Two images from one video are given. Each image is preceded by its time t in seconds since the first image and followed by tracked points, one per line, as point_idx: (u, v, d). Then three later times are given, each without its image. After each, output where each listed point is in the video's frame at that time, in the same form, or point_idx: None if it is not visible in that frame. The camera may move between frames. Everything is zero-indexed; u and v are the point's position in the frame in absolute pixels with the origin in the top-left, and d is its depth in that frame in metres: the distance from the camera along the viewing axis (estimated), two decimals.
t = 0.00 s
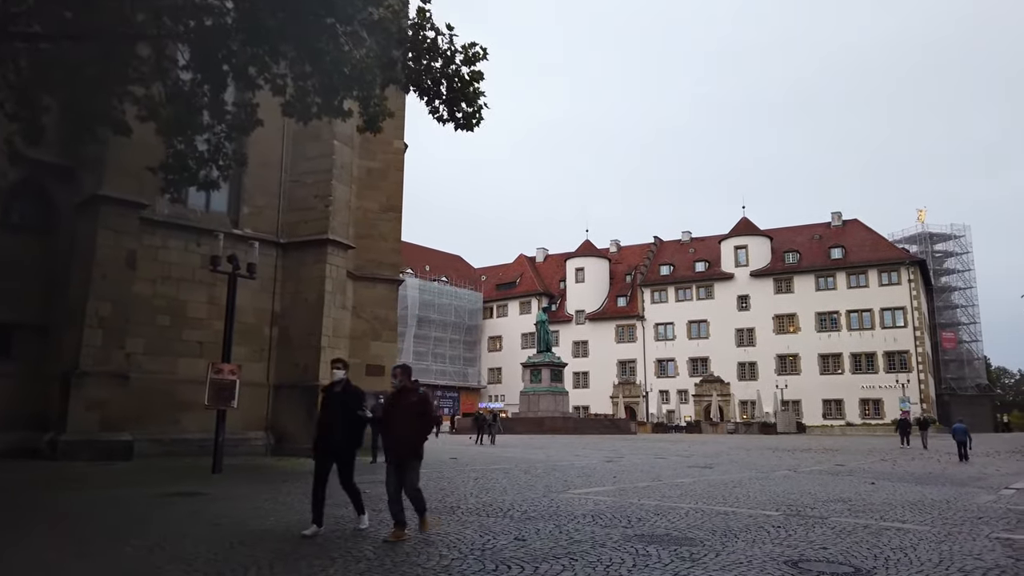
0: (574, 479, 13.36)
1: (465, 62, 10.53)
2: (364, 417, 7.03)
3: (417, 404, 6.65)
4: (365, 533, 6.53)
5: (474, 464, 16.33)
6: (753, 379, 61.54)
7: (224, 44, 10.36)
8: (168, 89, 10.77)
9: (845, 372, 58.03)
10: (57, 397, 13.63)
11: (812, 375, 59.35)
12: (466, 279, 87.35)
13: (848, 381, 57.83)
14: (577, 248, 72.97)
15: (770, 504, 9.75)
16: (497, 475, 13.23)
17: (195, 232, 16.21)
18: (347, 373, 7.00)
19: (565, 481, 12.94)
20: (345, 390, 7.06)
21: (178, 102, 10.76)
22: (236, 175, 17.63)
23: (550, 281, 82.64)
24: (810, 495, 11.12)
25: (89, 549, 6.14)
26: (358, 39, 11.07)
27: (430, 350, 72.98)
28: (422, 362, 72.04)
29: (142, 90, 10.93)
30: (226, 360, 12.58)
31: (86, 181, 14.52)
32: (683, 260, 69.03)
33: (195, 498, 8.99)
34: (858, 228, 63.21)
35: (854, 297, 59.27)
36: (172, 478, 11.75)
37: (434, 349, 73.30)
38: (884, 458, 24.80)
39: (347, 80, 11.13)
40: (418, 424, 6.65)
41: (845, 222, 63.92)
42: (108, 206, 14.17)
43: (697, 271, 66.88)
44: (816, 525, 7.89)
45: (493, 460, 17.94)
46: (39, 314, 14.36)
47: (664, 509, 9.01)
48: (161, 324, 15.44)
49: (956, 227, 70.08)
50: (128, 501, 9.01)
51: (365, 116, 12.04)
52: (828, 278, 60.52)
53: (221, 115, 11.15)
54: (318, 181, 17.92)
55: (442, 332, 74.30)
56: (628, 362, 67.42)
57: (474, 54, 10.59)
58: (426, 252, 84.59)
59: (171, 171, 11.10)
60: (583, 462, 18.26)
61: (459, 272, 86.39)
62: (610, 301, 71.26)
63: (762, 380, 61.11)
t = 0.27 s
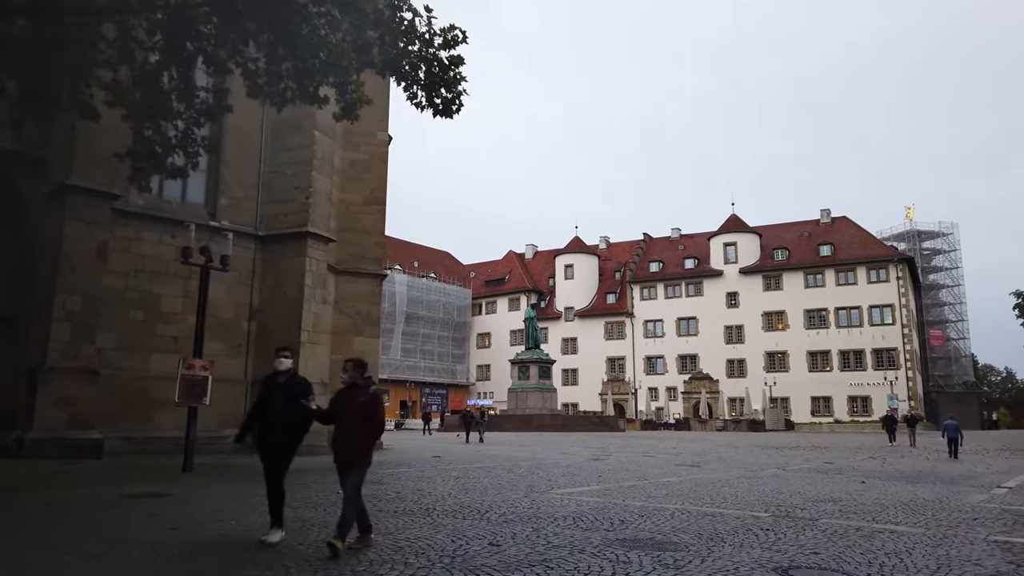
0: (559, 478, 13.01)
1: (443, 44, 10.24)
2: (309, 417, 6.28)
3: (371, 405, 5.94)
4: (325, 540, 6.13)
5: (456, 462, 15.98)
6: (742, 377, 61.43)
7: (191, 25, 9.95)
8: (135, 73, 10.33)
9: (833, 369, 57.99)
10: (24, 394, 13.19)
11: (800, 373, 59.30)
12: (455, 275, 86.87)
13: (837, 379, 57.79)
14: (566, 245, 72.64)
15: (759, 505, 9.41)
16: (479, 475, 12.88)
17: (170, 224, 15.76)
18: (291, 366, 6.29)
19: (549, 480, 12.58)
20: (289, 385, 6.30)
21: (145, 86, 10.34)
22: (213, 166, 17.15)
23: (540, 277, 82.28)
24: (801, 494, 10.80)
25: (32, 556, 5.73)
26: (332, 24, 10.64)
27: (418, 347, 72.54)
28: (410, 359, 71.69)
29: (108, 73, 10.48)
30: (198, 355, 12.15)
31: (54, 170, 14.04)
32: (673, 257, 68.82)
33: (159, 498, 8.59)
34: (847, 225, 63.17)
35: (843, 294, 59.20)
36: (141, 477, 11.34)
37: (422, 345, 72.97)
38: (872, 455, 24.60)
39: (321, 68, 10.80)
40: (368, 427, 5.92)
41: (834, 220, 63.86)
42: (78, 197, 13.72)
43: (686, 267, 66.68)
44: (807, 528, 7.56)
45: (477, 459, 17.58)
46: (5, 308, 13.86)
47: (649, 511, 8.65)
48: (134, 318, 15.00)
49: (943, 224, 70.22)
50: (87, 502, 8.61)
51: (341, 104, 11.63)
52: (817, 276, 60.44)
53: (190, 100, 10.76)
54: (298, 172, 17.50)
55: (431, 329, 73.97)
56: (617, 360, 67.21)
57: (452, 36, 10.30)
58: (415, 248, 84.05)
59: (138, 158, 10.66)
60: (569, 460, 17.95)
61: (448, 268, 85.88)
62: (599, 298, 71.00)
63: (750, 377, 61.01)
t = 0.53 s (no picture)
0: (547, 475, 12.66)
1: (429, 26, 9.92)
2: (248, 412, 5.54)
3: (315, 395, 5.27)
4: (290, 543, 5.73)
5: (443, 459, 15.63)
6: (736, 373, 61.22)
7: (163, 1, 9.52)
8: (104, 53, 9.92)
9: (827, 365, 57.88)
10: None
11: (794, 369, 59.14)
12: (448, 271, 86.37)
13: (830, 375, 57.64)
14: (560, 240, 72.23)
15: (754, 503, 9.05)
16: (466, 472, 12.52)
17: (150, 213, 15.32)
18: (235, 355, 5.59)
19: (537, 476, 12.22)
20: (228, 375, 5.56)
21: (117, 65, 9.91)
22: (194, 154, 16.71)
23: (533, 273, 81.87)
24: (796, 493, 10.46)
25: None
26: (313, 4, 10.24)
27: (410, 342, 72.12)
28: (403, 355, 71.34)
29: (79, 52, 10.04)
30: (173, 347, 11.72)
31: (28, 157, 13.58)
32: (667, 253, 68.50)
33: (126, 497, 8.18)
34: (841, 221, 62.97)
35: (836, 290, 59.03)
36: (113, 475, 10.92)
37: (415, 341, 72.61)
38: (866, 451, 24.33)
39: (300, 48, 10.43)
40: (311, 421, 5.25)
41: (828, 216, 63.62)
42: (52, 184, 13.28)
43: (680, 263, 66.38)
44: (804, 528, 7.20)
45: (464, 455, 17.24)
46: None
47: (639, 509, 8.28)
48: (111, 310, 14.58)
49: (937, 221, 70.17)
50: (50, 499, 8.20)
51: (322, 89, 11.23)
52: (811, 272, 60.24)
53: (163, 82, 10.33)
54: (282, 161, 17.11)
55: (424, 325, 73.61)
56: (611, 356, 66.92)
57: (436, 17, 10.03)
58: (408, 244, 83.50)
59: (108, 142, 10.21)
60: (559, 456, 17.64)
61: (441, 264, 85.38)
62: (593, 294, 70.66)
63: (744, 373, 60.83)
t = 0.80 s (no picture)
0: (536, 475, 12.30)
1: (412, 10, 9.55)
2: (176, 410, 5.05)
3: (241, 395, 4.82)
4: (250, 554, 5.38)
5: (431, 459, 15.28)
6: (730, 371, 60.98)
7: None
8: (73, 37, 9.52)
9: (821, 364, 57.66)
10: None
11: (788, 367, 58.93)
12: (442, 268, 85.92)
13: (825, 373, 57.43)
14: (554, 238, 71.84)
15: (746, 507, 8.72)
16: (452, 472, 12.16)
17: (130, 207, 14.91)
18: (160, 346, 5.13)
19: (525, 477, 11.87)
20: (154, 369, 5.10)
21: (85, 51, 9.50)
22: (176, 145, 16.34)
23: (527, 271, 81.50)
24: (791, 494, 10.13)
25: None
26: None
27: (404, 340, 71.74)
28: (396, 352, 70.97)
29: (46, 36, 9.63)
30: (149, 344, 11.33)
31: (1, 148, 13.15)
32: (661, 250, 68.19)
33: (90, 502, 7.78)
34: (836, 219, 62.73)
35: (831, 288, 58.81)
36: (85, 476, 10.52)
37: (408, 339, 72.25)
38: (862, 451, 24.07)
39: (278, 33, 10.05)
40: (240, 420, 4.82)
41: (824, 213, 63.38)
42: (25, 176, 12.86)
43: (675, 261, 66.08)
44: (800, 534, 6.87)
45: (453, 454, 16.88)
46: None
47: (628, 514, 7.94)
48: (89, 306, 14.17)
49: (932, 219, 70.02)
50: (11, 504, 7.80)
51: (303, 77, 10.84)
52: (806, 270, 59.99)
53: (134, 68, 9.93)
54: (266, 153, 16.69)
55: (417, 322, 73.24)
56: (605, 353, 66.63)
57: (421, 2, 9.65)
58: (402, 240, 83.01)
59: (76, 131, 9.81)
60: (550, 456, 17.28)
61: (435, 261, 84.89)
62: (588, 291, 70.33)
63: (738, 371, 60.58)
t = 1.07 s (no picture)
0: (517, 472, 11.93)
1: None
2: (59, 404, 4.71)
3: (127, 379, 4.33)
4: (193, 558, 4.97)
5: (410, 455, 14.92)
6: (716, 368, 60.89)
7: None
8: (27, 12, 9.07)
9: (807, 360, 57.67)
10: None
11: (774, 364, 58.90)
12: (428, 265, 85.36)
13: (810, 370, 57.43)
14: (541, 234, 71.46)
15: (731, 504, 8.39)
16: (430, 469, 11.78)
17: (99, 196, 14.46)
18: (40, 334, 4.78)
19: (505, 474, 11.51)
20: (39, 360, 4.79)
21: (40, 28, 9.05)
22: (148, 133, 15.83)
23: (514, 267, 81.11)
24: (776, 492, 9.83)
25: None
26: None
27: (390, 337, 71.26)
28: (382, 349, 70.51)
29: None
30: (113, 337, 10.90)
31: None
32: (648, 247, 68.00)
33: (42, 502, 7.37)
34: (822, 216, 62.73)
35: (816, 285, 58.81)
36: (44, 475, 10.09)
37: (394, 335, 71.80)
38: (848, 447, 23.89)
39: (243, 11, 9.64)
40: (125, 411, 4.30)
41: (809, 210, 63.37)
42: None
43: (661, 258, 65.87)
44: (787, 534, 6.55)
45: (433, 451, 16.50)
46: None
47: (607, 512, 7.59)
48: (54, 298, 13.71)
49: (917, 216, 70.22)
50: None
51: (270, 58, 10.42)
52: (792, 267, 59.95)
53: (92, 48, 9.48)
54: (241, 141, 16.25)
55: (403, 319, 72.80)
56: (592, 350, 66.38)
57: None
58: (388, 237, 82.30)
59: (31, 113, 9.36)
60: (533, 453, 16.95)
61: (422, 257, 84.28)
62: (574, 288, 70.05)
63: (724, 368, 60.49)
